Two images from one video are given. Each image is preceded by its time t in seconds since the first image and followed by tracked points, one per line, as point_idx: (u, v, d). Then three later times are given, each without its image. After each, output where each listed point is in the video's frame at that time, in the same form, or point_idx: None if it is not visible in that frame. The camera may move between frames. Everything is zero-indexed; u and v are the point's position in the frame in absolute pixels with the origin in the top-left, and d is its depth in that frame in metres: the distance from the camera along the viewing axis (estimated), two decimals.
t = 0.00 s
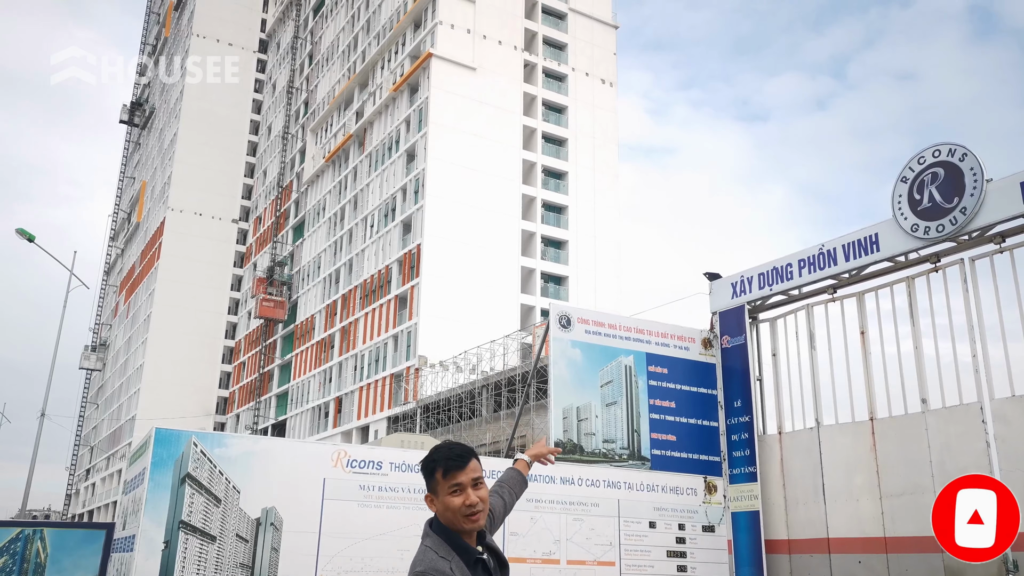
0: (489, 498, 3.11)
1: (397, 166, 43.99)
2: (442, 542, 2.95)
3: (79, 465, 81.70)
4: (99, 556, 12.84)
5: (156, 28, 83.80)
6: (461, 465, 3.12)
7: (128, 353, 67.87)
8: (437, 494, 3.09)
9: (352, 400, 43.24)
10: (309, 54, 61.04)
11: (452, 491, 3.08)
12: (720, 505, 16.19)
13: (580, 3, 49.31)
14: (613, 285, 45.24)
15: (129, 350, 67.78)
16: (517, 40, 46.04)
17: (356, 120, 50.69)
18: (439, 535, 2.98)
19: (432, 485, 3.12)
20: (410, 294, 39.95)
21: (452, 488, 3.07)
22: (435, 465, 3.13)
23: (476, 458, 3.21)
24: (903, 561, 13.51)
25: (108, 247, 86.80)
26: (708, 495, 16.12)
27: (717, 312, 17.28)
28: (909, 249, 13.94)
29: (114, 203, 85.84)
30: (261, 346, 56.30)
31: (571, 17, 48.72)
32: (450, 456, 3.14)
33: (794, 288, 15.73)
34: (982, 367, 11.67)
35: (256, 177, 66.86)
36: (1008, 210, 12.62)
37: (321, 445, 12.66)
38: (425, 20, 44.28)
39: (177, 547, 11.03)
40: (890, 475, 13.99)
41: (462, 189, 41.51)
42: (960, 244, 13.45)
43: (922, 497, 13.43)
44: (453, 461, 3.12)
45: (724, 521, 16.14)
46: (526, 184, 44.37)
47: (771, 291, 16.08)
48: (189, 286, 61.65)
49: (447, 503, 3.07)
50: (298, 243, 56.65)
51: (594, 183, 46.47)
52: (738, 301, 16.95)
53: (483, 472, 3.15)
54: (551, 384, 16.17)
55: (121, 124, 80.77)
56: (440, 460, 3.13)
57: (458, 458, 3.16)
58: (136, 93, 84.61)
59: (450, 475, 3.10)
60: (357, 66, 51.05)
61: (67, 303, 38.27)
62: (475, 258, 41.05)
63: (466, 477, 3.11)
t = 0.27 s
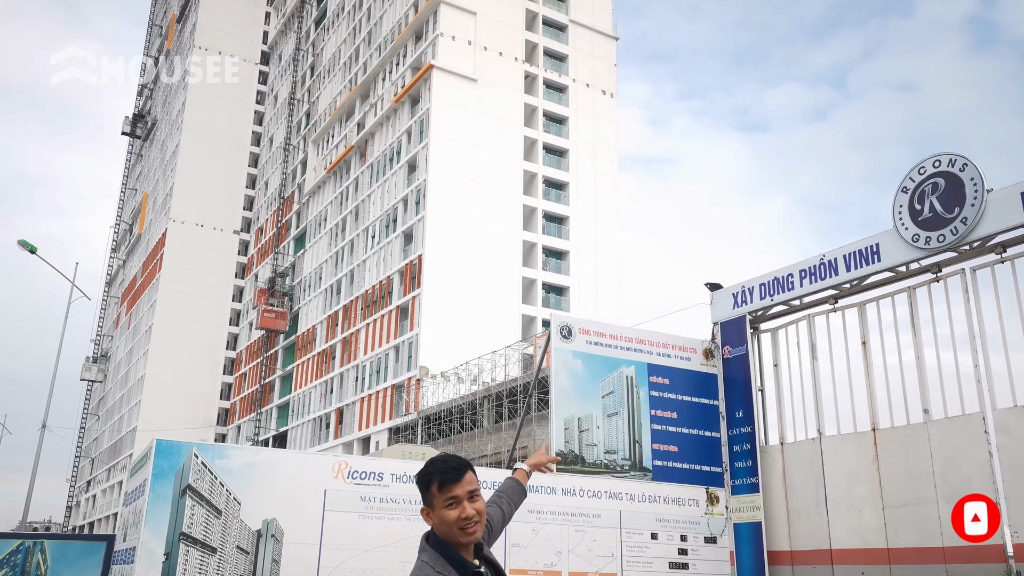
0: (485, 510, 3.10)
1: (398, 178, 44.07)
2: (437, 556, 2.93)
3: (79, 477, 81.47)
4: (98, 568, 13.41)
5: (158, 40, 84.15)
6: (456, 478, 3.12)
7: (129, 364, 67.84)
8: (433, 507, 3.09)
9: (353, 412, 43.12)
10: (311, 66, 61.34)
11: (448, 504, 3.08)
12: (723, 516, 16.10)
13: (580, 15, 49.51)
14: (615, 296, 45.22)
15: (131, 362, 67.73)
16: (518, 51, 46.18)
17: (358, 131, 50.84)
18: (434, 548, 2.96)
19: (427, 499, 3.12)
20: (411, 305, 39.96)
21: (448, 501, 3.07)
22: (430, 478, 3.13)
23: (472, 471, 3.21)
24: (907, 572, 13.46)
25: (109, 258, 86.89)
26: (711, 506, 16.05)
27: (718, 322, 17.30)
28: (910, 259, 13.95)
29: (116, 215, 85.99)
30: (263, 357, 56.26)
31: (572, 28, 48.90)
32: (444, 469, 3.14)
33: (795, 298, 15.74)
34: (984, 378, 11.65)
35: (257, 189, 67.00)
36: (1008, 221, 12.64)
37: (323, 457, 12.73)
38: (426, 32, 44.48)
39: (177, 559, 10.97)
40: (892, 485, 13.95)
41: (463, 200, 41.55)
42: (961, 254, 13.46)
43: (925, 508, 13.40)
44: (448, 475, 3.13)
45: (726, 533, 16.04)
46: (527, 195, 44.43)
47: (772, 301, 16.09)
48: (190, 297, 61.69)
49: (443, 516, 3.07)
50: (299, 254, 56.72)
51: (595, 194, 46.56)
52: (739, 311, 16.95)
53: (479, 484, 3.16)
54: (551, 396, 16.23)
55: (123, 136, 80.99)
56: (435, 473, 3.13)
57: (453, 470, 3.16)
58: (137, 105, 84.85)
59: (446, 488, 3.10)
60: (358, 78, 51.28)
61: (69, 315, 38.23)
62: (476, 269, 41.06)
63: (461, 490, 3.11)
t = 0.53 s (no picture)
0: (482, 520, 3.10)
1: (400, 184, 44.15)
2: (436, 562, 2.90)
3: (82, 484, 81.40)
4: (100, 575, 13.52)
5: (161, 48, 84.46)
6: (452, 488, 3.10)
7: (132, 371, 67.86)
8: (432, 516, 3.07)
9: (355, 418, 43.08)
10: (314, 73, 61.54)
11: (448, 513, 3.07)
12: (724, 524, 16.10)
13: (581, 22, 49.67)
14: (616, 302, 45.20)
15: (133, 369, 67.75)
16: (520, 58, 46.28)
17: (360, 138, 50.94)
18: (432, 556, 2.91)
19: (426, 507, 3.11)
20: (413, 311, 39.97)
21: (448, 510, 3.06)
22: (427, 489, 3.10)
23: (470, 481, 3.21)
24: None
25: (112, 266, 86.95)
26: (713, 513, 16.04)
27: (719, 329, 17.31)
28: (912, 266, 13.94)
29: (119, 222, 86.14)
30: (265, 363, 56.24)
31: (572, 36, 49.05)
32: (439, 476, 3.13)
33: (797, 305, 15.73)
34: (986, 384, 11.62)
35: (260, 196, 67.12)
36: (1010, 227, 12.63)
37: (325, 464, 12.75)
38: (428, 39, 44.61)
39: (179, 566, 11.04)
40: (895, 492, 13.92)
41: (464, 206, 41.59)
42: (964, 260, 13.44)
43: (928, 514, 13.35)
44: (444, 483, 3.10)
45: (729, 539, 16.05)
46: (529, 201, 44.48)
47: (774, 307, 16.09)
48: (193, 304, 61.74)
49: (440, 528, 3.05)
50: (302, 260, 56.76)
51: (597, 200, 46.60)
52: (741, 318, 16.95)
53: (477, 494, 3.16)
54: (554, 402, 16.14)
55: (126, 143, 81.16)
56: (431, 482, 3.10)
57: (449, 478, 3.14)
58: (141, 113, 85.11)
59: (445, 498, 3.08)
60: (360, 85, 51.43)
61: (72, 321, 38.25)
62: (478, 275, 41.07)
63: (461, 498, 3.11)
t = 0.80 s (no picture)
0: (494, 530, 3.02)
1: (403, 187, 44.18)
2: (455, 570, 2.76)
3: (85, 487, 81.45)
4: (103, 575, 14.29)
5: (163, 51, 84.60)
6: (472, 491, 2.96)
7: (135, 374, 67.92)
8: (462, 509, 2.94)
9: (358, 421, 43.09)
10: (316, 76, 61.63)
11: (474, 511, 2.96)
12: (728, 526, 16.16)
13: (583, 25, 49.69)
14: (619, 304, 45.19)
15: (136, 371, 67.82)
16: (522, 60, 46.30)
17: (362, 140, 50.97)
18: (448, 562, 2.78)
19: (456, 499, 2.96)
20: (416, 313, 39.97)
21: (468, 517, 2.92)
22: (445, 490, 2.94)
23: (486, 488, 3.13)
24: None
25: (115, 268, 87.07)
26: (716, 515, 16.13)
27: (722, 331, 17.28)
28: (916, 267, 13.90)
29: (122, 225, 86.25)
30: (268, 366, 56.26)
31: (575, 38, 49.04)
32: (458, 480, 2.98)
33: (801, 306, 15.71)
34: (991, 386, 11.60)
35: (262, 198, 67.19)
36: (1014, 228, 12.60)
37: (328, 467, 12.81)
38: (431, 41, 44.65)
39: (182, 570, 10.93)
40: (899, 495, 13.88)
41: (467, 208, 41.58)
42: (967, 262, 13.41)
43: (932, 516, 13.31)
44: (464, 489, 2.96)
45: (732, 542, 16.14)
46: (531, 204, 44.48)
47: (777, 309, 16.06)
48: (196, 306, 61.79)
49: (456, 536, 2.92)
50: (304, 263, 56.78)
51: (600, 202, 46.60)
52: (744, 320, 16.92)
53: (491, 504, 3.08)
54: (557, 405, 16.11)
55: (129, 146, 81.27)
56: (450, 485, 2.95)
57: (467, 480, 3.00)
58: (144, 116, 85.25)
59: (464, 503, 2.94)
60: (363, 88, 51.50)
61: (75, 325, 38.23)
62: (481, 277, 41.06)
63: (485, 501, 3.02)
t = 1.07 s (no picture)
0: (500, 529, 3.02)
1: (406, 186, 44.17)
2: (470, 571, 2.78)
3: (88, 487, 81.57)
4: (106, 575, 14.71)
5: (166, 51, 84.74)
6: (496, 493, 2.95)
7: (138, 374, 68.01)
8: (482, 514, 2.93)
9: (361, 420, 43.07)
10: (319, 76, 61.64)
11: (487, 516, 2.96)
12: (731, 526, 16.13)
13: (586, 24, 49.63)
14: (622, 304, 45.13)
15: (139, 372, 67.88)
16: (525, 60, 46.30)
17: (365, 140, 50.96)
18: (464, 564, 2.79)
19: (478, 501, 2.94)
20: (418, 313, 39.95)
21: (489, 518, 2.91)
22: (470, 490, 2.92)
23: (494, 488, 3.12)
24: None
25: (118, 268, 87.22)
26: (719, 515, 16.08)
27: (726, 330, 17.25)
28: (920, 266, 13.87)
29: (125, 225, 86.36)
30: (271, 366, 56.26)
31: (577, 38, 48.98)
32: (484, 480, 2.96)
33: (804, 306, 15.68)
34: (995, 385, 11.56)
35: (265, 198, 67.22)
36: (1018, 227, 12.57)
37: (331, 467, 12.82)
38: (433, 41, 44.63)
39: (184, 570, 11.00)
40: (903, 494, 13.85)
41: (469, 207, 41.55)
42: (972, 261, 13.37)
43: (936, 516, 13.27)
44: (489, 490, 2.94)
45: (736, 542, 16.12)
46: (534, 203, 44.45)
47: (781, 308, 16.03)
48: (198, 306, 61.83)
49: (473, 536, 2.90)
50: (307, 263, 56.78)
51: (603, 202, 46.54)
52: (748, 319, 16.89)
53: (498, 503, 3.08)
54: (560, 405, 16.14)
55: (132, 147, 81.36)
56: (475, 485, 2.93)
57: (492, 483, 2.99)
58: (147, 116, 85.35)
59: (488, 504, 2.92)
60: (366, 88, 51.51)
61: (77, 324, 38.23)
62: (483, 277, 41.03)
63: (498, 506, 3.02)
